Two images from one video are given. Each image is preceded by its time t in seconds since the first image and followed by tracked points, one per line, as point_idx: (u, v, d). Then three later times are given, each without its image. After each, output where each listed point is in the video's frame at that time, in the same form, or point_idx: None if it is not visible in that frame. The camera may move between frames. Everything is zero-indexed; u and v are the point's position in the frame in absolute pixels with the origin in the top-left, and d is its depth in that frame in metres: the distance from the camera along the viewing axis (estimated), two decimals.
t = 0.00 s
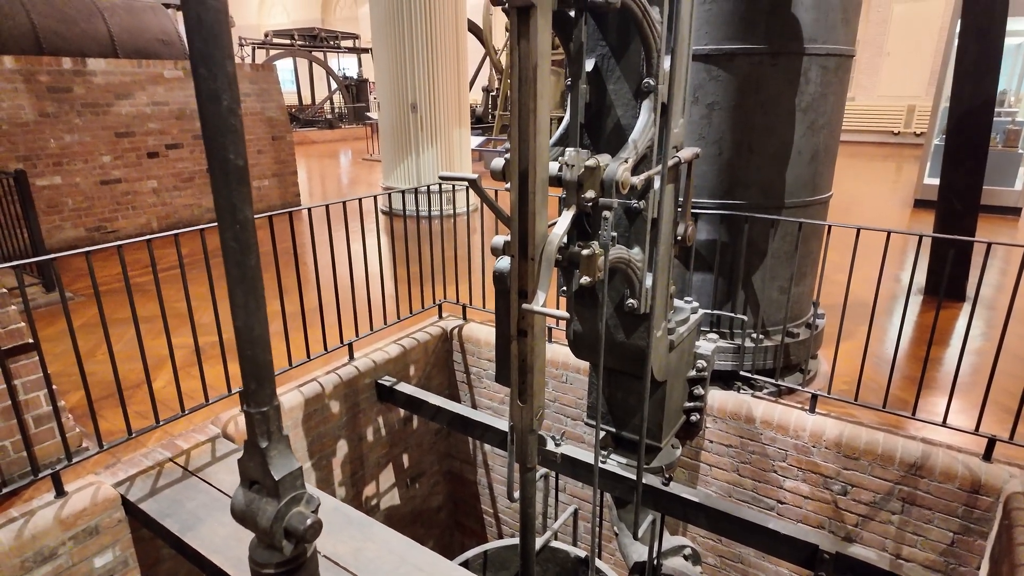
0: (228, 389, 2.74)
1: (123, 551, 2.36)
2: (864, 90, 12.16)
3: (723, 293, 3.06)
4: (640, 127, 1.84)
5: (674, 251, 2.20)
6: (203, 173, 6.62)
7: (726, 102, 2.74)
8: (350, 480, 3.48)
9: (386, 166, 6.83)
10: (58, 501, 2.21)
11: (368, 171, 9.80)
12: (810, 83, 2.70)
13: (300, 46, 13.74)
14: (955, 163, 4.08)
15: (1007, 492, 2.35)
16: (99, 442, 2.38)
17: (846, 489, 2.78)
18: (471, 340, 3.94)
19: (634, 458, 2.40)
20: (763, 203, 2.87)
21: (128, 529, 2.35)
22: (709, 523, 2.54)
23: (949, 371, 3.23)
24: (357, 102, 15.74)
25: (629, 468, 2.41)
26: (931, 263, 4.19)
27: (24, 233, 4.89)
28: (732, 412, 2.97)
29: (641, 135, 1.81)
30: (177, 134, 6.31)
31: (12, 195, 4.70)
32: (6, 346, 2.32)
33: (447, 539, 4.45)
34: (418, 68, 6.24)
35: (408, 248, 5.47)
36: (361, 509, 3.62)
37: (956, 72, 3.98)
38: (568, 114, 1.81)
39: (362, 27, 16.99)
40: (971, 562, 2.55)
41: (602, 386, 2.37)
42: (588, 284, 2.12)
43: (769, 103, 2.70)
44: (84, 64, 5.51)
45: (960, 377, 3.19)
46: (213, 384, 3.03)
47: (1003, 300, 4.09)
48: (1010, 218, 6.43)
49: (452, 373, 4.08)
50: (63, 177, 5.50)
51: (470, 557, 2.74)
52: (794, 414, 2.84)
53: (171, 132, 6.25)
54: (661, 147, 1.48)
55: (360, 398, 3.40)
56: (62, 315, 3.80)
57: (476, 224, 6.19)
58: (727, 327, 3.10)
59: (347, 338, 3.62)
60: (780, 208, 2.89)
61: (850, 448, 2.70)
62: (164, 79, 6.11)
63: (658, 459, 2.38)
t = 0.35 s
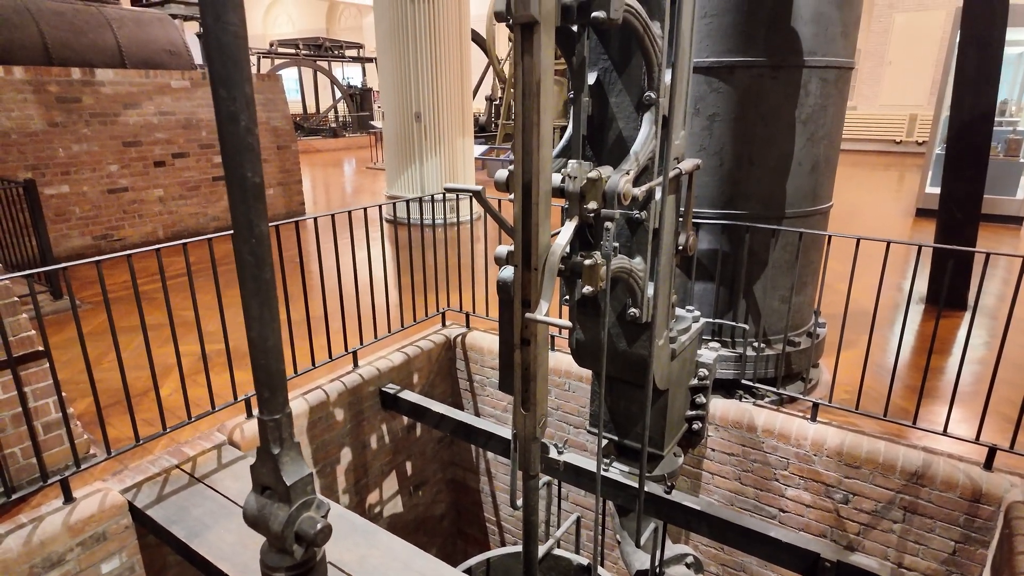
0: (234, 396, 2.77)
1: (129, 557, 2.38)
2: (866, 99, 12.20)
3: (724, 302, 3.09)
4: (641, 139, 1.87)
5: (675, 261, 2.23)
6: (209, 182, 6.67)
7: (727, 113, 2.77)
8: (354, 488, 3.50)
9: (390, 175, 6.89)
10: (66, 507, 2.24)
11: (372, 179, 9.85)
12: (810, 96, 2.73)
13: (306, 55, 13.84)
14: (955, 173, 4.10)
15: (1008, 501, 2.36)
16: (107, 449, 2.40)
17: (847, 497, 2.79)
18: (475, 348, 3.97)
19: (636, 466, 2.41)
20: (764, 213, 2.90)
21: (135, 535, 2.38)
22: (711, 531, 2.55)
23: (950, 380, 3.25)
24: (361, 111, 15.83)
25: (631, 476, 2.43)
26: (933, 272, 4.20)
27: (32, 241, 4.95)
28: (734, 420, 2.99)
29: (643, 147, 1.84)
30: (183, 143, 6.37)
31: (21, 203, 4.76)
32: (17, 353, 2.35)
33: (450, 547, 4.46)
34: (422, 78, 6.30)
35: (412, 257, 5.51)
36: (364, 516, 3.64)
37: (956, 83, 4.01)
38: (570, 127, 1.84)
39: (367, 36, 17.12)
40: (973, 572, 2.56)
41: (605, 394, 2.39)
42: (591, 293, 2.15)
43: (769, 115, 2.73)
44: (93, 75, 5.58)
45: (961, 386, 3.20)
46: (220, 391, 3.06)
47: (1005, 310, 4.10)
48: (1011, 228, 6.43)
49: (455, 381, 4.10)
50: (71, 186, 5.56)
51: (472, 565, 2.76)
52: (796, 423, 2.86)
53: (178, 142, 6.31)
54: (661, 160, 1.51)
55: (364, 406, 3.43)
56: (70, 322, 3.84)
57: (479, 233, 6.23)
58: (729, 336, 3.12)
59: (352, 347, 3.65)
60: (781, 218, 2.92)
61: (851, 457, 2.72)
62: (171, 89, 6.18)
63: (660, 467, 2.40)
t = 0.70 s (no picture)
0: (237, 405, 2.79)
1: (132, 565, 2.39)
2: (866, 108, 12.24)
3: (725, 311, 3.10)
4: (641, 151, 1.89)
5: (675, 271, 2.25)
6: (212, 191, 6.72)
7: (727, 125, 2.80)
8: (356, 496, 3.51)
9: (392, 185, 6.93)
10: (70, 515, 2.25)
11: (374, 189, 9.90)
12: (808, 107, 2.76)
13: (309, 65, 13.93)
14: (955, 183, 4.12)
15: (1008, 511, 2.37)
16: (111, 457, 2.42)
17: (848, 507, 2.79)
18: (476, 357, 3.99)
19: (637, 476, 2.43)
20: (764, 224, 2.93)
21: (138, 544, 2.39)
22: (711, 541, 2.56)
23: (949, 390, 3.25)
24: (363, 121, 15.91)
25: (632, 486, 2.44)
26: (933, 282, 4.21)
27: (37, 250, 4.98)
28: (735, 430, 2.99)
29: (642, 159, 1.86)
30: (188, 153, 6.42)
31: (27, 213, 4.80)
32: (24, 362, 2.37)
33: (451, 557, 4.45)
34: (425, 88, 6.35)
35: (415, 267, 5.54)
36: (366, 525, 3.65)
37: (954, 95, 4.04)
38: (571, 139, 1.86)
39: (370, 47, 17.25)
40: None
41: (606, 403, 2.41)
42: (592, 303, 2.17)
43: (768, 127, 2.76)
44: (99, 85, 5.64)
45: (961, 395, 3.21)
46: (224, 400, 3.08)
47: (1006, 320, 4.11)
48: (1012, 237, 6.44)
49: (456, 390, 4.11)
50: (76, 195, 5.60)
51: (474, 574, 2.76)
52: (797, 432, 2.87)
53: (182, 152, 6.36)
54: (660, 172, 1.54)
55: (366, 415, 3.44)
56: (75, 331, 3.86)
57: (481, 242, 6.27)
58: (729, 346, 3.13)
59: (354, 356, 3.67)
60: (781, 229, 2.94)
61: (852, 467, 2.72)
62: (176, 100, 6.23)
63: (660, 476, 2.41)
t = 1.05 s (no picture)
0: (240, 415, 2.80)
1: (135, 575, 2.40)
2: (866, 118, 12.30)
3: (725, 322, 3.12)
4: (641, 164, 1.92)
5: (675, 282, 2.27)
6: (216, 201, 6.75)
7: (726, 138, 2.83)
8: (357, 506, 3.52)
9: (394, 195, 6.97)
10: (75, 525, 2.26)
11: (376, 198, 9.94)
12: (807, 121, 2.79)
13: (311, 75, 14.02)
14: (954, 194, 4.14)
15: (1008, 522, 2.38)
16: (116, 467, 2.43)
17: (849, 517, 2.80)
18: (477, 367, 4.01)
19: (638, 486, 2.44)
20: (763, 235, 2.95)
21: (141, 554, 2.40)
22: (711, 551, 2.57)
23: (948, 401, 3.27)
24: (365, 131, 15.98)
25: (634, 497, 2.45)
26: (933, 292, 4.23)
27: (41, 260, 5.03)
28: (736, 440, 3.01)
29: (642, 172, 1.89)
30: (191, 164, 6.46)
31: (32, 223, 4.85)
32: (31, 372, 2.40)
33: (452, 567, 4.45)
34: (427, 99, 6.40)
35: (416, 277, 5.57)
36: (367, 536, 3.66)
37: (952, 106, 4.07)
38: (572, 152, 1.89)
39: (372, 57, 17.36)
40: None
41: (607, 414, 2.42)
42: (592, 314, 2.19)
43: (767, 140, 2.79)
44: (104, 97, 5.69)
45: (961, 406, 3.22)
46: (227, 410, 3.09)
47: (1006, 330, 4.11)
48: (1012, 247, 6.46)
49: (458, 400, 4.13)
50: (81, 206, 5.65)
51: None
52: (797, 442, 2.88)
53: (186, 162, 6.40)
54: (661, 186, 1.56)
55: (368, 425, 3.46)
56: (79, 340, 3.89)
57: (482, 252, 6.30)
58: (729, 356, 3.14)
59: (356, 366, 3.68)
60: (780, 240, 2.97)
61: (852, 478, 2.73)
62: (180, 111, 6.28)
63: (662, 486, 2.42)
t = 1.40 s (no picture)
0: (244, 426, 2.82)
1: None
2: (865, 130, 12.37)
3: (725, 334, 3.14)
4: (642, 179, 1.95)
5: (676, 294, 2.29)
6: (219, 212, 6.80)
7: (725, 152, 2.87)
8: (359, 517, 3.53)
9: (397, 206, 7.00)
10: (80, 535, 2.28)
11: (378, 209, 9.99)
12: (805, 135, 2.83)
13: (314, 87, 14.13)
14: (952, 206, 4.18)
15: (1008, 533, 2.39)
16: (120, 478, 2.45)
17: (850, 529, 2.81)
18: (479, 378, 4.02)
19: (639, 498, 2.45)
20: (763, 248, 2.98)
21: (145, 565, 2.41)
22: (713, 562, 2.57)
23: (949, 412, 3.28)
24: (367, 142, 16.08)
25: (635, 508, 2.46)
26: (933, 303, 4.25)
27: (47, 271, 5.06)
28: (737, 451, 3.02)
29: (643, 187, 1.92)
30: (195, 175, 6.51)
31: (37, 234, 4.89)
32: (38, 383, 2.42)
33: None
34: (429, 112, 6.46)
35: (418, 288, 5.59)
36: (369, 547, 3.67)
37: (949, 119, 4.11)
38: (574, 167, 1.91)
39: (374, 69, 17.51)
40: None
41: (608, 425, 2.44)
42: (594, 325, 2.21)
43: (765, 154, 2.83)
44: (110, 109, 5.75)
45: (960, 417, 3.24)
46: (231, 421, 3.11)
47: (1006, 341, 4.13)
48: (1012, 258, 6.49)
49: (460, 411, 4.14)
50: (85, 217, 5.69)
51: None
52: (797, 454, 2.89)
53: (190, 174, 6.45)
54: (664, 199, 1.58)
55: (370, 435, 3.47)
56: (83, 351, 3.91)
57: (484, 263, 6.34)
58: (730, 368, 3.16)
59: (359, 377, 3.70)
60: (779, 253, 2.99)
61: (853, 489, 2.74)
62: (184, 123, 6.34)
63: (663, 498, 2.43)
